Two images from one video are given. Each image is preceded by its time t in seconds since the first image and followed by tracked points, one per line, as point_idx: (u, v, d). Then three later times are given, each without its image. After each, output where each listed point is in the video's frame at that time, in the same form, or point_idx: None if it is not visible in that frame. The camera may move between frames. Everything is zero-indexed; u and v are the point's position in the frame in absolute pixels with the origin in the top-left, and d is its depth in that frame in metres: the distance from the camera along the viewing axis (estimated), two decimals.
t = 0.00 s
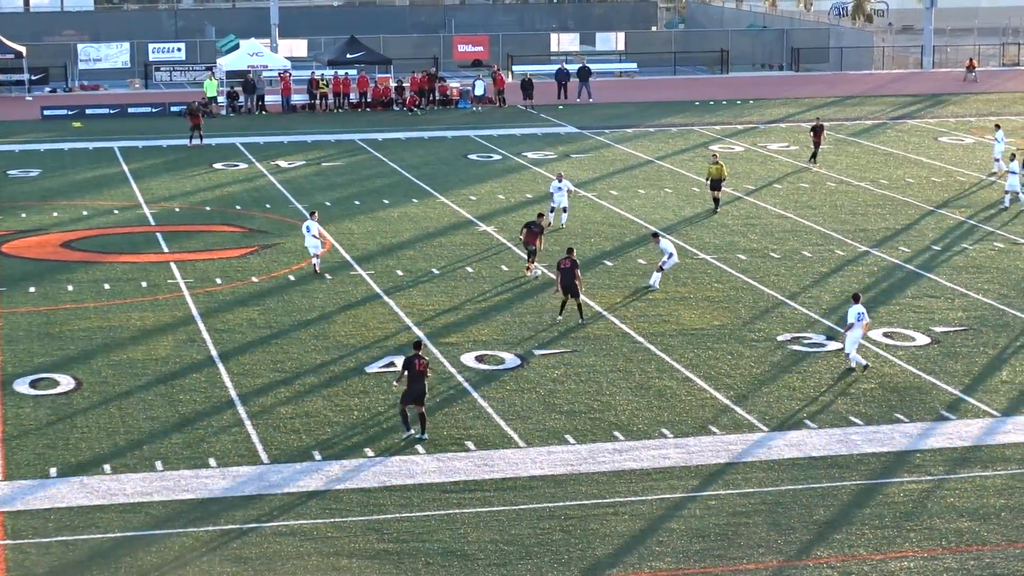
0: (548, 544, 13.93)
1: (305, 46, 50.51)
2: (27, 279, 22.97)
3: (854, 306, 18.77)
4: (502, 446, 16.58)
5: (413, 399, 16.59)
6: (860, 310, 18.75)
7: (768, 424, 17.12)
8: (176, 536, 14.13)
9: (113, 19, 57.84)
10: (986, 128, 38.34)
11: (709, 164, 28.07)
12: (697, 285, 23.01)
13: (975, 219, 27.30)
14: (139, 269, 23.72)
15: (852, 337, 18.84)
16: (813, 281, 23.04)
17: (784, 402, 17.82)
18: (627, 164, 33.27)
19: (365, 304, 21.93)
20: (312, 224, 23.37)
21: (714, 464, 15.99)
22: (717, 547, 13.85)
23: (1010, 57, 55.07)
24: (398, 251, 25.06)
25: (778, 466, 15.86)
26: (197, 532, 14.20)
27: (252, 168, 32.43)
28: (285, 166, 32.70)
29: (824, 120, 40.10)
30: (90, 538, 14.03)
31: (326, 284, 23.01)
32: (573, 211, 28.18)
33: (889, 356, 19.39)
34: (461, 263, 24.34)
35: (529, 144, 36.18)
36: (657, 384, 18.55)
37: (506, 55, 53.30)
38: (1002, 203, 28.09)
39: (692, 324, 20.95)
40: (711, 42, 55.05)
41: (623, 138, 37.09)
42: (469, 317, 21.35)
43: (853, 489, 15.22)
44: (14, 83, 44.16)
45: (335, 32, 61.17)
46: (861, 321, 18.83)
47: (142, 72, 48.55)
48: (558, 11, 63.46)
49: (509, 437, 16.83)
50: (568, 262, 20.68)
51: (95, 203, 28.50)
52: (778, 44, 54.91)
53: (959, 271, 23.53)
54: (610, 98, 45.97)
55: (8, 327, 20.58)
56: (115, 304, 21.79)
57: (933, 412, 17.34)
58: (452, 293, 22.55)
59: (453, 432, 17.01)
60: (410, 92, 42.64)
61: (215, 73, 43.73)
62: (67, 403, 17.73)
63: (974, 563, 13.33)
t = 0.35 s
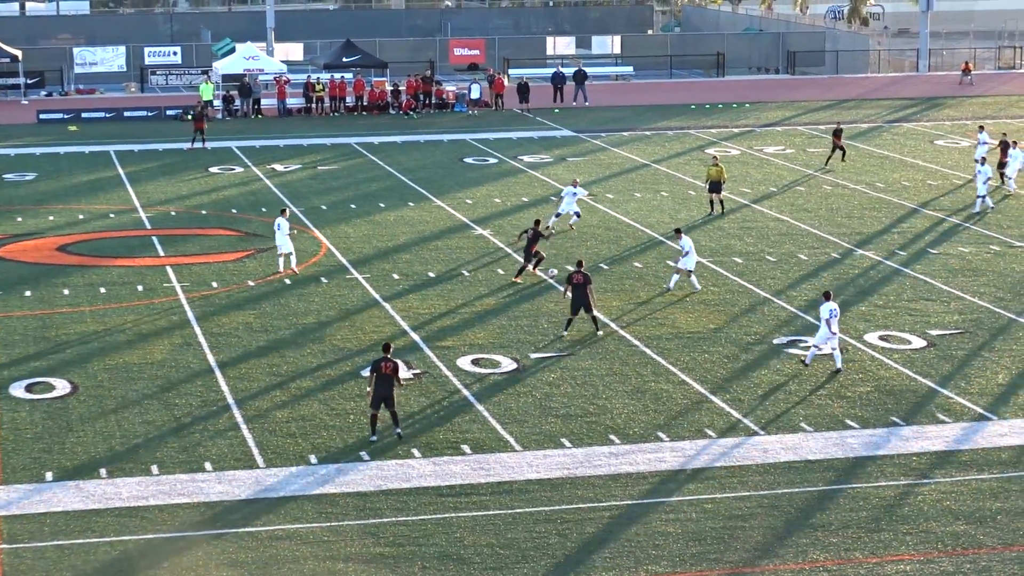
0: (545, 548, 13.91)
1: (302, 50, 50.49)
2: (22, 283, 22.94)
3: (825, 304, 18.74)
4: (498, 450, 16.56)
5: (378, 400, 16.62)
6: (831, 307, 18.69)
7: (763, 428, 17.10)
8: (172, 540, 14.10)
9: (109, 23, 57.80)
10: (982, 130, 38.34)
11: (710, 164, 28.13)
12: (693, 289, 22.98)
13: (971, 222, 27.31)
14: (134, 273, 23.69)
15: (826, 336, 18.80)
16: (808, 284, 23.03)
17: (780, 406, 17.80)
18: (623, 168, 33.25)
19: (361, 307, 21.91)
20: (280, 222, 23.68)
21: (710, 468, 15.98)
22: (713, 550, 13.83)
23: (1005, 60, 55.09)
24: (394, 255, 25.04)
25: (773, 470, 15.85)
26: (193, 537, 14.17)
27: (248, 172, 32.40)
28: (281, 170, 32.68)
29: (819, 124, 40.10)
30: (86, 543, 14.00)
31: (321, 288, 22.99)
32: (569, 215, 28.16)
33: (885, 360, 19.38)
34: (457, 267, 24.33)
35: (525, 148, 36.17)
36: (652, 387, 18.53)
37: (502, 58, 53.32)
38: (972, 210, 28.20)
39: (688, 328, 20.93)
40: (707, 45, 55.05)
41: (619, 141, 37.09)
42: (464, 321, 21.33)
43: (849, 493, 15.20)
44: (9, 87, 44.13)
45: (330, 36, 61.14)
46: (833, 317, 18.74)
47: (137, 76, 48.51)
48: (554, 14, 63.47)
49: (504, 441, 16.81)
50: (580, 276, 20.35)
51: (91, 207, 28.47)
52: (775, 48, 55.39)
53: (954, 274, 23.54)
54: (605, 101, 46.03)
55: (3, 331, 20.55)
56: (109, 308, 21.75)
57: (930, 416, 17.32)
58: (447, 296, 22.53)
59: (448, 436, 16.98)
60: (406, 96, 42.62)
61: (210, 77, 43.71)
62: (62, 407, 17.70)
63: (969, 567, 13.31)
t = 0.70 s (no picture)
0: (535, 552, 13.90)
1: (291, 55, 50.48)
2: (11, 288, 22.89)
3: (792, 302, 19.01)
4: (488, 454, 16.55)
5: (356, 401, 16.69)
6: (798, 304, 18.96)
7: (754, 431, 17.12)
8: (163, 545, 14.07)
9: (98, 27, 57.73)
10: (971, 134, 38.43)
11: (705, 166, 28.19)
12: (682, 292, 23.00)
13: (959, 225, 27.36)
14: (123, 278, 23.65)
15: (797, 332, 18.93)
16: (797, 288, 23.06)
17: (770, 409, 17.82)
18: (613, 172, 33.27)
19: (350, 312, 21.89)
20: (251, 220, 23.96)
21: (700, 471, 15.98)
22: (704, 554, 13.83)
23: (994, 63, 55.21)
24: (384, 259, 25.03)
25: (764, 474, 15.86)
26: (183, 542, 14.14)
27: (238, 176, 32.37)
28: (271, 174, 32.65)
29: (809, 127, 40.16)
30: (76, 548, 13.97)
31: (311, 292, 22.97)
32: (560, 219, 28.18)
33: (874, 363, 19.41)
34: (447, 271, 24.33)
35: (515, 152, 36.18)
36: (643, 391, 18.54)
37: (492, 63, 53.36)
38: (938, 210, 28.49)
39: (678, 332, 20.94)
40: (697, 49, 55.11)
41: (608, 145, 37.12)
42: (454, 325, 21.32)
43: (839, 496, 15.22)
44: None
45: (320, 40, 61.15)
46: (801, 315, 18.95)
47: (127, 81, 48.45)
48: (543, 18, 63.59)
49: (494, 445, 16.81)
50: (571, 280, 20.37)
51: (81, 212, 28.42)
52: (764, 52, 55.16)
53: (942, 277, 23.59)
54: (595, 105, 46.12)
55: None
56: (99, 313, 21.71)
57: (920, 419, 17.34)
58: (437, 301, 22.52)
59: (438, 440, 16.98)
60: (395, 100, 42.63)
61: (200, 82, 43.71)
62: (52, 412, 17.66)
63: (960, 569, 13.33)
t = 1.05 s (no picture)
0: (520, 557, 13.90)
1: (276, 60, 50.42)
2: None
3: (773, 303, 19.19)
4: (474, 459, 16.54)
5: (327, 399, 16.91)
6: (779, 306, 19.14)
7: (739, 435, 17.15)
8: (148, 551, 14.03)
9: (83, 33, 57.60)
10: (955, 137, 38.59)
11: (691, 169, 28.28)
12: (668, 297, 23.03)
13: (943, 229, 27.46)
14: (108, 284, 23.60)
15: (772, 333, 19.26)
16: (783, 292, 23.11)
17: (756, 413, 17.84)
18: (598, 177, 33.31)
19: (335, 318, 21.87)
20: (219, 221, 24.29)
21: (686, 475, 16.00)
22: (690, 558, 13.84)
23: (978, 67, 55.41)
24: (369, 264, 25.03)
25: (750, 478, 15.87)
26: (169, 548, 14.10)
27: (223, 182, 32.31)
28: (255, 180, 32.61)
29: (794, 132, 40.27)
30: (61, 555, 13.91)
31: (296, 297, 22.96)
32: (545, 224, 28.20)
33: (860, 366, 19.45)
34: (432, 276, 24.34)
35: (500, 157, 36.19)
36: (628, 396, 18.55)
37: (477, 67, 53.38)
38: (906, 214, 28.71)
39: (663, 336, 20.97)
40: (682, 54, 55.21)
41: (594, 150, 37.17)
42: (440, 331, 21.32)
43: (825, 500, 15.23)
44: None
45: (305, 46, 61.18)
46: (779, 317, 19.20)
47: (111, 86, 48.35)
48: (528, 22, 63.76)
49: (480, 450, 16.80)
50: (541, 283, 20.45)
51: (65, 218, 28.35)
52: (748, 57, 55.22)
53: (926, 281, 23.66)
54: (581, 110, 46.15)
55: None
56: (83, 320, 21.65)
57: (905, 423, 17.39)
58: (422, 306, 22.53)
59: (424, 446, 16.96)
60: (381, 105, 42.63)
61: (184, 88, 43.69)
62: (36, 419, 17.60)
63: (943, 572, 13.36)
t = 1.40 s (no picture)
0: (503, 562, 13.91)
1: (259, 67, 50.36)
2: None
3: (760, 301, 19.62)
4: (457, 465, 16.54)
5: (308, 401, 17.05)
6: (766, 303, 19.57)
7: (722, 441, 17.18)
8: (130, 558, 14.00)
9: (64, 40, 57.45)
10: (935, 142, 38.79)
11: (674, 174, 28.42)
12: (650, 302, 23.08)
13: (923, 233, 27.59)
14: (90, 291, 23.55)
15: (761, 331, 19.59)
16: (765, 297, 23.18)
17: (738, 418, 17.88)
18: (581, 182, 33.38)
19: (318, 324, 21.86)
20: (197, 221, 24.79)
21: (669, 480, 16.02)
22: (672, 564, 13.86)
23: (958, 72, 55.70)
24: (351, 271, 25.02)
25: (732, 483, 15.90)
26: (152, 555, 14.07)
27: (205, 189, 32.26)
28: (238, 186, 32.57)
29: (776, 137, 40.42)
30: (42, 562, 13.87)
31: (278, 304, 22.93)
32: (528, 230, 28.24)
33: (841, 371, 19.52)
34: (414, 282, 24.34)
35: (482, 163, 36.21)
36: (611, 402, 18.57)
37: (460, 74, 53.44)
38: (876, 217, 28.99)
39: (645, 342, 21.01)
40: (663, 60, 55.32)
41: (576, 156, 37.24)
42: (423, 337, 21.33)
43: (807, 504, 15.28)
44: None
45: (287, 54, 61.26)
46: (767, 314, 19.53)
47: (93, 93, 48.23)
48: (508, 27, 64.17)
49: (463, 456, 16.81)
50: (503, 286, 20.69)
51: (47, 225, 28.27)
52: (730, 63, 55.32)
53: (907, 286, 23.76)
54: (563, 116, 46.19)
55: None
56: (65, 327, 21.59)
57: (886, 427, 17.46)
58: (405, 312, 22.54)
59: (406, 451, 16.97)
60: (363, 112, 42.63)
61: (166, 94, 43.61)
62: (18, 426, 17.55)
63: None
